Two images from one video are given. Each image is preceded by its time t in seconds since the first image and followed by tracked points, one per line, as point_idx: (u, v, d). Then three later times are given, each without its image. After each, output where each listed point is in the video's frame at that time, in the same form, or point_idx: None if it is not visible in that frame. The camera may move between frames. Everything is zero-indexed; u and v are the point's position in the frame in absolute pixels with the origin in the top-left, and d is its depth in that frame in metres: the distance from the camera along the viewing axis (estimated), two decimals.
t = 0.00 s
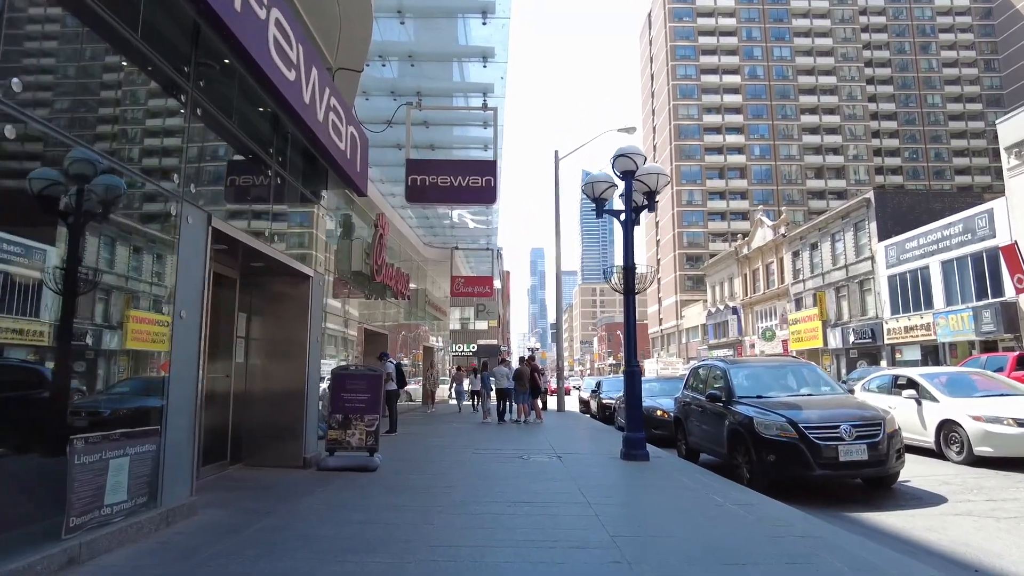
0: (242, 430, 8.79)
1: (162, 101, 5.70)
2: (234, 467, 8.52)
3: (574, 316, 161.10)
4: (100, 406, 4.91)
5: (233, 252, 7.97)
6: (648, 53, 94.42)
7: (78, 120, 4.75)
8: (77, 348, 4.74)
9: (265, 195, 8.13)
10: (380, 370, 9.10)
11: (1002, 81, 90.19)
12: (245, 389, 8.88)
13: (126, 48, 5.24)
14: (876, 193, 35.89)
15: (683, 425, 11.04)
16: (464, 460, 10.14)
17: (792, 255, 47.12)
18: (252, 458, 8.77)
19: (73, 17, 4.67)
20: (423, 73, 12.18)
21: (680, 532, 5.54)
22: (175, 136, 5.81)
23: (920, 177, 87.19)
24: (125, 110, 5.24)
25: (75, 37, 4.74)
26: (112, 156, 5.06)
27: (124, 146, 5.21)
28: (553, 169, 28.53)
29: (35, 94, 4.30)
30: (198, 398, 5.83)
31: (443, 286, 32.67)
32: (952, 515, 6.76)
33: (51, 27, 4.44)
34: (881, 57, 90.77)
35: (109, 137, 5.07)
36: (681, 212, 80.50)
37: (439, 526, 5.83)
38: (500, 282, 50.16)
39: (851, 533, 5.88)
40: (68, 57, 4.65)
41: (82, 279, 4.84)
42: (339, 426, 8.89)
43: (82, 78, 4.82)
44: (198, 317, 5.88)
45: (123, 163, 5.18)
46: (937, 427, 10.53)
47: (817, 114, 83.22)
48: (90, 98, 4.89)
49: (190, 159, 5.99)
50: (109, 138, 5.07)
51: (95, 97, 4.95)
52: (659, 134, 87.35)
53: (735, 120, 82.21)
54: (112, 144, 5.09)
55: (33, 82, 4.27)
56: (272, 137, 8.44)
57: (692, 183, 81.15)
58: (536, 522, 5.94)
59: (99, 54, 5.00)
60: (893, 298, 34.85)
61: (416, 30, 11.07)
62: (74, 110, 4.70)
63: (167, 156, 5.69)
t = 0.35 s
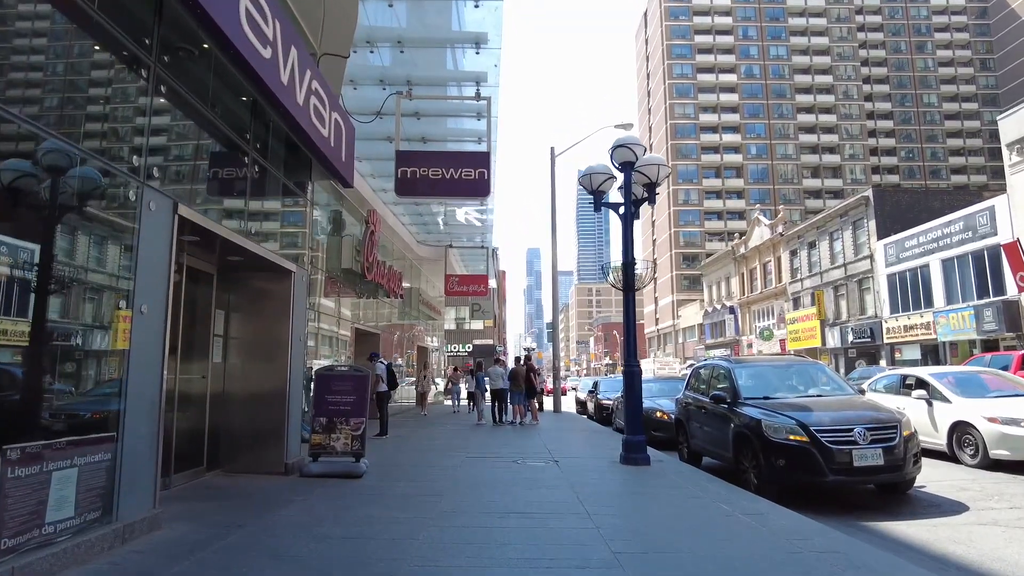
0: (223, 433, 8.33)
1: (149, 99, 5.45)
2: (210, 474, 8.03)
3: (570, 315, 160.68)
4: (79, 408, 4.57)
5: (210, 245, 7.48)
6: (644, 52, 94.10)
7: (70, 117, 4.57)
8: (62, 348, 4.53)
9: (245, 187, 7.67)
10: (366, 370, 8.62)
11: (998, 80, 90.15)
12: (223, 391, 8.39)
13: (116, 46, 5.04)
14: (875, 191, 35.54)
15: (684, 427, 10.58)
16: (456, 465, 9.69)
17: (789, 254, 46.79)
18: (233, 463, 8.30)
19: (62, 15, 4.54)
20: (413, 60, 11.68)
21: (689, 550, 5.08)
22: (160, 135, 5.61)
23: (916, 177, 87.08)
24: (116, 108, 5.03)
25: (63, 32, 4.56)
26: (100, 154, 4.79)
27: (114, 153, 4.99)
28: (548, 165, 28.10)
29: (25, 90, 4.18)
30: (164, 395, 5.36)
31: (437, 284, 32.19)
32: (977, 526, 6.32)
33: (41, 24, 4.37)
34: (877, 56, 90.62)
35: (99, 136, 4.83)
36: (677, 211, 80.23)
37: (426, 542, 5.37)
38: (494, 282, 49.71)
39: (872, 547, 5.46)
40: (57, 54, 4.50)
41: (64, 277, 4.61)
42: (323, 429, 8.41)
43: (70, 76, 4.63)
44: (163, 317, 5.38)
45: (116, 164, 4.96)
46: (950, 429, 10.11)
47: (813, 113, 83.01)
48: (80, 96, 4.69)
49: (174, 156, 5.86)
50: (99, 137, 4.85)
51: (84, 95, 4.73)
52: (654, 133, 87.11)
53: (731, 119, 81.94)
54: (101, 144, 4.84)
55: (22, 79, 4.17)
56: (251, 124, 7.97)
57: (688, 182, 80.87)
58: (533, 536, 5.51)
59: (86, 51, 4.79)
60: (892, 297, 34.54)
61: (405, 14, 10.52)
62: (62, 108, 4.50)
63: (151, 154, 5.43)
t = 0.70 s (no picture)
0: (205, 432, 7.85)
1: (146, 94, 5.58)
2: (191, 478, 7.55)
3: (569, 315, 160.11)
4: (64, 407, 4.28)
5: (191, 233, 7.03)
6: (645, 51, 93.61)
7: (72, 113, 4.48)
8: (56, 347, 4.27)
9: (227, 172, 7.23)
10: (358, 369, 8.14)
11: (1000, 80, 89.71)
12: (206, 389, 7.91)
13: (87, 16, 4.68)
14: (880, 189, 35.09)
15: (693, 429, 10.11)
16: (454, 468, 9.25)
17: (792, 253, 46.32)
18: (217, 465, 7.82)
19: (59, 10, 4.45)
20: (409, 44, 11.22)
21: (706, 567, 4.61)
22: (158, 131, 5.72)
23: (918, 176, 86.63)
24: (112, 104, 4.92)
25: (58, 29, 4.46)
26: (96, 152, 4.62)
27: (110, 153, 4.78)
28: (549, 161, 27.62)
29: (18, 86, 4.09)
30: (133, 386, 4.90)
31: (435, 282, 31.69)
32: (1013, 536, 5.86)
33: (35, 18, 4.28)
34: (879, 55, 90.16)
35: (93, 134, 4.66)
36: (678, 210, 79.80)
37: (418, 555, 4.90)
38: (494, 281, 49.25)
39: (903, 561, 5.02)
40: (51, 50, 4.39)
41: (61, 274, 4.33)
42: (312, 431, 7.94)
43: (66, 72, 4.50)
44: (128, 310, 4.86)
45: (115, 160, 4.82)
46: (971, 431, 9.63)
47: (815, 112, 82.55)
48: (75, 93, 4.56)
49: (174, 152, 5.98)
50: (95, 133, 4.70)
51: (80, 92, 4.60)
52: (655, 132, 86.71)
53: (733, 118, 81.48)
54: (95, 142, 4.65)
55: (16, 75, 4.09)
56: (235, 106, 7.54)
57: (689, 181, 80.40)
58: (534, 547, 5.10)
59: (83, 46, 4.69)
60: (897, 296, 34.07)
61: None
62: (58, 105, 4.37)
63: (149, 151, 5.48)
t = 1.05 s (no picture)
0: (179, 434, 7.41)
1: (144, 94, 5.95)
2: (160, 485, 7.08)
3: (567, 315, 159.62)
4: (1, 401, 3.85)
5: (161, 224, 6.61)
6: (643, 50, 93.23)
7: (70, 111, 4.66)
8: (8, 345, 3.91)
9: (200, 161, 6.81)
10: (341, 369, 7.71)
11: (998, 80, 89.50)
12: (180, 390, 7.46)
13: None
14: (880, 187, 34.72)
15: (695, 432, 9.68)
16: (443, 472, 8.83)
17: (791, 253, 45.96)
18: (190, 471, 7.38)
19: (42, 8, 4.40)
20: (399, 31, 10.79)
21: None
22: (156, 128, 6.08)
23: (916, 176, 86.42)
24: (101, 102, 5.12)
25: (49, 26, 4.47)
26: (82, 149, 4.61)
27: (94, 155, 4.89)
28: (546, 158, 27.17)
29: (9, 83, 4.08)
30: (83, 377, 4.46)
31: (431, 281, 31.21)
32: None
33: (26, 15, 4.27)
34: (878, 55, 89.90)
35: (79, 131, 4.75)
36: (676, 210, 79.44)
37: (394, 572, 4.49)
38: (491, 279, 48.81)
39: None
40: (43, 47, 4.38)
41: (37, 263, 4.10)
42: (293, 435, 7.51)
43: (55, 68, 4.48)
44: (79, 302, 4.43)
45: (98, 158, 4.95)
46: (985, 435, 9.23)
47: (814, 112, 82.27)
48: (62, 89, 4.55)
49: (173, 152, 6.30)
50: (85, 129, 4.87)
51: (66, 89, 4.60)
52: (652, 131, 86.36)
53: (731, 117, 81.16)
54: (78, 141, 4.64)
55: (6, 71, 4.07)
56: (211, 91, 7.16)
57: (687, 180, 80.06)
58: (523, 563, 4.69)
59: (72, 43, 4.73)
60: (898, 296, 33.72)
61: None
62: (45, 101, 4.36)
63: (149, 149, 5.86)
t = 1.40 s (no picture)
0: (141, 439, 6.86)
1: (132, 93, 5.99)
2: (118, 498, 6.53)
3: (558, 315, 159.21)
4: None
5: (120, 215, 6.11)
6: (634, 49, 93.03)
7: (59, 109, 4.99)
8: None
9: (159, 152, 6.31)
10: (317, 371, 7.21)
11: (987, 81, 89.89)
12: (142, 393, 6.91)
13: None
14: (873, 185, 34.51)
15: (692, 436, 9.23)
16: (429, 481, 8.36)
17: (784, 252, 45.75)
18: (154, 482, 6.83)
19: (27, 11, 4.64)
20: (382, 15, 10.32)
21: None
22: (144, 127, 6.11)
23: (905, 176, 86.67)
24: (84, 97, 5.32)
25: None
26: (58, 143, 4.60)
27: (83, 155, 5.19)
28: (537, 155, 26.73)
29: None
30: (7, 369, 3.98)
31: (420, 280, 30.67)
32: None
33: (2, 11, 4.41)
34: (868, 55, 90.12)
35: (66, 125, 5.04)
36: (667, 210, 79.21)
37: None
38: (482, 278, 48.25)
39: None
40: (19, 41, 4.59)
41: None
42: (264, 442, 7.00)
43: (35, 63, 4.77)
44: None
45: (84, 156, 5.19)
46: (994, 437, 8.85)
47: (804, 112, 82.31)
48: (43, 84, 4.86)
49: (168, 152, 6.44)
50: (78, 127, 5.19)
51: (50, 84, 4.93)
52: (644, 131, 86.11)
53: (722, 117, 81.06)
54: (54, 137, 4.90)
55: None
56: (175, 72, 6.64)
57: (679, 180, 79.86)
58: None
59: (55, 41, 5.00)
60: (891, 295, 33.52)
61: None
62: (22, 97, 4.62)
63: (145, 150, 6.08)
